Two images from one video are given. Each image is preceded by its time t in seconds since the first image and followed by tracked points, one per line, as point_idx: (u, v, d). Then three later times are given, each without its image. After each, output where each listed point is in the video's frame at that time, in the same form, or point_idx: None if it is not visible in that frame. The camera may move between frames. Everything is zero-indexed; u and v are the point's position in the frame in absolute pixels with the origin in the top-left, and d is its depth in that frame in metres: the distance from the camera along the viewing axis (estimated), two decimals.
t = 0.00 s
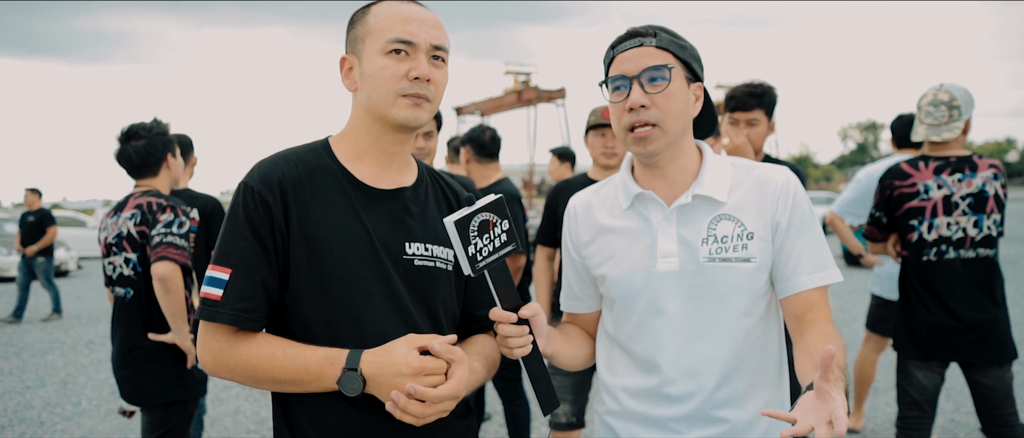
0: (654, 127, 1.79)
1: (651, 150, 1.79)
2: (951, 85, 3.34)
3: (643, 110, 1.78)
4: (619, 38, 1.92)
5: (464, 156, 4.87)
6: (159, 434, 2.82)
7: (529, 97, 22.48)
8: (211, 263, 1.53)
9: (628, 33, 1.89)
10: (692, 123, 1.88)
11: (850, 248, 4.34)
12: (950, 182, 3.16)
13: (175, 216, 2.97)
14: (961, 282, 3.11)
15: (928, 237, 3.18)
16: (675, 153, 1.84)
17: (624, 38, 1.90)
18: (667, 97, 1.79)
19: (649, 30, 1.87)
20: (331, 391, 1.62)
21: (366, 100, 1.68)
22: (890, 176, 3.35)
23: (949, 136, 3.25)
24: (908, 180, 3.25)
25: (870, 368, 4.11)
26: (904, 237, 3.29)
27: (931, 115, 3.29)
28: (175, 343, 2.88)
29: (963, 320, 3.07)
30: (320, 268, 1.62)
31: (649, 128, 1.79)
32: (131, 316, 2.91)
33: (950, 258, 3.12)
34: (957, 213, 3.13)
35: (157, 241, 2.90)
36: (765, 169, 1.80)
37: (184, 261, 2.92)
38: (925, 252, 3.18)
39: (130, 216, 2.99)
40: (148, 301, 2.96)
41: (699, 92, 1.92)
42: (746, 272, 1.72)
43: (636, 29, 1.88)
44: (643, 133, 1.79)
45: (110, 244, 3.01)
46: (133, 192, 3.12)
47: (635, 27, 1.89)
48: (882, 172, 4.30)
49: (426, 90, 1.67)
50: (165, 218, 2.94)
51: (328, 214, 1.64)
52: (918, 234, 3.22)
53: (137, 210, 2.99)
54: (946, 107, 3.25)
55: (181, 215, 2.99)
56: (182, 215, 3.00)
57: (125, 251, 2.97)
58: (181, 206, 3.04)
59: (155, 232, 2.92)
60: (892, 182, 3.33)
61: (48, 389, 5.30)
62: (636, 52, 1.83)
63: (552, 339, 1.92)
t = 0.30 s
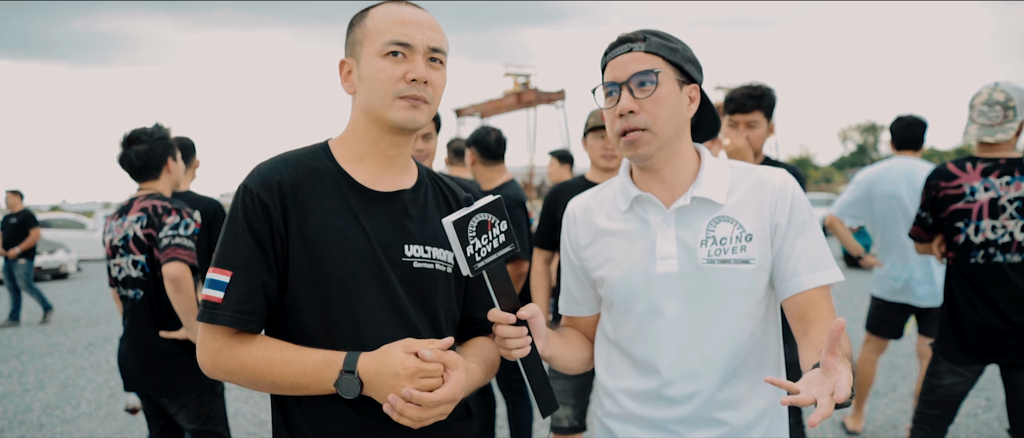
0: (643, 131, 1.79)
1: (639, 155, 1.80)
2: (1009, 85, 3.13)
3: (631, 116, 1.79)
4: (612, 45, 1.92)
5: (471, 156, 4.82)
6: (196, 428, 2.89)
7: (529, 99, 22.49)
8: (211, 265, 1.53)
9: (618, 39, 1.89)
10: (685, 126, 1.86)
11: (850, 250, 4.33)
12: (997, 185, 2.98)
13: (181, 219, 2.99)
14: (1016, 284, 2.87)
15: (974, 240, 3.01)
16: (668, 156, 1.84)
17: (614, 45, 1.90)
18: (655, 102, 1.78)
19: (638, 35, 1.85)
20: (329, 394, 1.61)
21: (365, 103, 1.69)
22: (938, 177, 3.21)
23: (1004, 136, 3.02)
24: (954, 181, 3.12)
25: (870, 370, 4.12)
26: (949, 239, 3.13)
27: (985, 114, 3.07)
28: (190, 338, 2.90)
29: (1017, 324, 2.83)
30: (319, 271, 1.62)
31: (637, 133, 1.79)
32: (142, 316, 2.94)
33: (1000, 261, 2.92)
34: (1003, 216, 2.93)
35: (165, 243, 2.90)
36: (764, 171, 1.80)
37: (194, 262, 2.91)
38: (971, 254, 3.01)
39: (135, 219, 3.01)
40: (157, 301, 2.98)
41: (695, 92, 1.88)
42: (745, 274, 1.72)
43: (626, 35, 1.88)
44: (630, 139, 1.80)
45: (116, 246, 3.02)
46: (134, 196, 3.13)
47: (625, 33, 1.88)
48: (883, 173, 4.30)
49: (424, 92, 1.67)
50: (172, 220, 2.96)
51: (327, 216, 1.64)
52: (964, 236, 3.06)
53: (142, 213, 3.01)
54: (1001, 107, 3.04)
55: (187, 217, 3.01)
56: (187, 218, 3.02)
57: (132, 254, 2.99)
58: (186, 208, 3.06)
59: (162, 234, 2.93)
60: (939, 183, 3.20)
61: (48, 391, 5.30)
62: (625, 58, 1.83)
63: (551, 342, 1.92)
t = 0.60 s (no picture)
0: (633, 140, 1.81)
1: (633, 164, 1.83)
2: None
3: (622, 126, 1.81)
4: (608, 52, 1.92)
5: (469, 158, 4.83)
6: (215, 422, 2.92)
7: (529, 101, 22.51)
8: (212, 266, 1.54)
9: (613, 46, 1.88)
10: (682, 130, 1.85)
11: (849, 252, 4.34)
12: (1019, 183, 2.95)
13: (199, 217, 3.03)
14: None
15: (990, 238, 2.99)
16: (666, 161, 1.85)
17: (609, 53, 1.90)
18: (646, 111, 1.78)
19: (632, 41, 1.85)
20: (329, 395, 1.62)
21: (365, 105, 1.70)
22: (958, 172, 3.18)
23: None
24: (975, 178, 3.08)
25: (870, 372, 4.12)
26: (965, 236, 3.11)
27: (1015, 113, 2.98)
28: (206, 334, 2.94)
29: None
30: (320, 272, 1.62)
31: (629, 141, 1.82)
32: (160, 314, 2.95)
33: (1014, 260, 2.89)
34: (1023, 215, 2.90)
35: (188, 241, 2.94)
36: (767, 177, 1.81)
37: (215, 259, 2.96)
38: (986, 252, 2.99)
39: (151, 218, 3.03)
40: (176, 297, 3.00)
41: (694, 94, 1.86)
42: (745, 275, 1.72)
43: (621, 41, 1.87)
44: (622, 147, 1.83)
45: (128, 244, 3.03)
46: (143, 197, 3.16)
47: (620, 40, 1.88)
48: (882, 175, 4.32)
49: (424, 94, 1.67)
50: (191, 219, 3.01)
51: (328, 217, 1.65)
52: (980, 233, 3.04)
53: (159, 212, 3.04)
54: None
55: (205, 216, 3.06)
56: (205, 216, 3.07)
57: (149, 252, 3.00)
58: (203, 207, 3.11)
59: (183, 232, 2.97)
60: (960, 179, 3.16)
61: (48, 392, 5.30)
62: (618, 66, 1.83)
63: (550, 339, 1.93)
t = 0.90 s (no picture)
0: (632, 150, 1.82)
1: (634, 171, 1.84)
2: None
3: (622, 135, 1.82)
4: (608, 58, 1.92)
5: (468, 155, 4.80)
6: (222, 420, 2.93)
7: (529, 102, 22.51)
8: (212, 264, 1.54)
9: (612, 52, 1.88)
10: (683, 135, 1.84)
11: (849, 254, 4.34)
12: None
13: (219, 215, 3.10)
14: None
15: (998, 238, 2.96)
16: (669, 166, 1.84)
17: (608, 59, 1.89)
18: (644, 119, 1.78)
19: (631, 46, 1.84)
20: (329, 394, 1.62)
21: (366, 106, 1.70)
22: (967, 171, 3.13)
23: None
24: (986, 178, 3.03)
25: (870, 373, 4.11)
26: (972, 236, 3.08)
27: None
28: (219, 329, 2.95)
29: None
30: (320, 271, 1.62)
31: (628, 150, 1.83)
32: (184, 311, 2.97)
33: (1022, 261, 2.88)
34: None
35: (214, 237, 3.00)
36: (771, 182, 1.79)
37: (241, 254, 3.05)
38: (993, 253, 2.97)
39: (168, 217, 3.02)
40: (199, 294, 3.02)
41: (694, 99, 1.84)
42: (741, 282, 1.71)
43: (619, 48, 1.87)
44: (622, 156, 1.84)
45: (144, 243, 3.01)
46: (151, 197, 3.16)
47: (618, 46, 1.88)
48: (882, 177, 4.31)
49: (425, 95, 1.67)
50: (213, 217, 3.07)
51: (328, 217, 1.65)
52: (987, 233, 3.00)
53: (176, 211, 3.04)
54: None
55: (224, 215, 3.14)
56: (223, 215, 3.13)
57: (168, 250, 2.98)
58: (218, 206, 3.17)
59: (207, 229, 3.02)
60: (968, 178, 3.11)
61: (49, 393, 5.29)
62: (616, 75, 1.83)
63: (550, 338, 1.93)
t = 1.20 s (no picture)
0: (633, 142, 1.82)
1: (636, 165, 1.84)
2: None
3: (626, 127, 1.82)
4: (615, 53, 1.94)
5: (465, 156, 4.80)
6: (220, 422, 2.93)
7: (529, 102, 22.53)
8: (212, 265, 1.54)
9: (619, 46, 1.89)
10: (688, 132, 1.84)
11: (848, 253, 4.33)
12: None
13: (217, 215, 3.08)
14: None
15: (1012, 237, 2.93)
16: (672, 164, 1.84)
17: (615, 52, 1.91)
18: (649, 112, 1.79)
19: (639, 40, 1.86)
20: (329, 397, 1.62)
21: (365, 107, 1.70)
22: (977, 170, 3.11)
23: None
24: (1000, 177, 3.00)
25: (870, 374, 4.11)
26: (983, 235, 3.04)
27: None
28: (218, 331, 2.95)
29: None
30: (319, 272, 1.63)
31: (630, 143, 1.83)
32: (180, 310, 2.97)
33: None
34: None
35: (210, 237, 2.98)
36: (775, 181, 1.79)
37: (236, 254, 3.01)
38: (1007, 252, 2.94)
39: (166, 218, 3.04)
40: (195, 294, 3.01)
41: (701, 95, 1.84)
42: (744, 284, 1.71)
43: (628, 41, 1.88)
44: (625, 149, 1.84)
45: (143, 244, 3.03)
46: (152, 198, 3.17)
47: (628, 39, 1.89)
48: (881, 177, 4.32)
49: (424, 97, 1.68)
50: (210, 217, 3.05)
51: (327, 218, 1.65)
52: (1000, 233, 2.97)
53: (174, 211, 3.05)
54: None
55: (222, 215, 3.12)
56: (221, 215, 3.11)
57: (166, 250, 2.99)
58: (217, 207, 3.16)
59: (203, 229, 3.01)
60: (978, 176, 3.09)
61: (49, 393, 5.30)
62: (624, 66, 1.84)
63: (550, 338, 1.93)
